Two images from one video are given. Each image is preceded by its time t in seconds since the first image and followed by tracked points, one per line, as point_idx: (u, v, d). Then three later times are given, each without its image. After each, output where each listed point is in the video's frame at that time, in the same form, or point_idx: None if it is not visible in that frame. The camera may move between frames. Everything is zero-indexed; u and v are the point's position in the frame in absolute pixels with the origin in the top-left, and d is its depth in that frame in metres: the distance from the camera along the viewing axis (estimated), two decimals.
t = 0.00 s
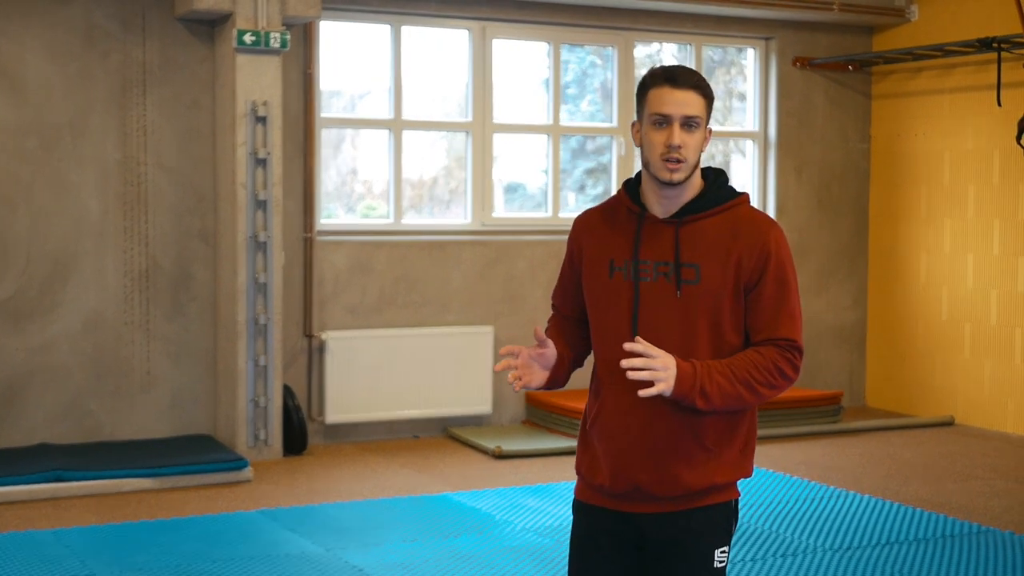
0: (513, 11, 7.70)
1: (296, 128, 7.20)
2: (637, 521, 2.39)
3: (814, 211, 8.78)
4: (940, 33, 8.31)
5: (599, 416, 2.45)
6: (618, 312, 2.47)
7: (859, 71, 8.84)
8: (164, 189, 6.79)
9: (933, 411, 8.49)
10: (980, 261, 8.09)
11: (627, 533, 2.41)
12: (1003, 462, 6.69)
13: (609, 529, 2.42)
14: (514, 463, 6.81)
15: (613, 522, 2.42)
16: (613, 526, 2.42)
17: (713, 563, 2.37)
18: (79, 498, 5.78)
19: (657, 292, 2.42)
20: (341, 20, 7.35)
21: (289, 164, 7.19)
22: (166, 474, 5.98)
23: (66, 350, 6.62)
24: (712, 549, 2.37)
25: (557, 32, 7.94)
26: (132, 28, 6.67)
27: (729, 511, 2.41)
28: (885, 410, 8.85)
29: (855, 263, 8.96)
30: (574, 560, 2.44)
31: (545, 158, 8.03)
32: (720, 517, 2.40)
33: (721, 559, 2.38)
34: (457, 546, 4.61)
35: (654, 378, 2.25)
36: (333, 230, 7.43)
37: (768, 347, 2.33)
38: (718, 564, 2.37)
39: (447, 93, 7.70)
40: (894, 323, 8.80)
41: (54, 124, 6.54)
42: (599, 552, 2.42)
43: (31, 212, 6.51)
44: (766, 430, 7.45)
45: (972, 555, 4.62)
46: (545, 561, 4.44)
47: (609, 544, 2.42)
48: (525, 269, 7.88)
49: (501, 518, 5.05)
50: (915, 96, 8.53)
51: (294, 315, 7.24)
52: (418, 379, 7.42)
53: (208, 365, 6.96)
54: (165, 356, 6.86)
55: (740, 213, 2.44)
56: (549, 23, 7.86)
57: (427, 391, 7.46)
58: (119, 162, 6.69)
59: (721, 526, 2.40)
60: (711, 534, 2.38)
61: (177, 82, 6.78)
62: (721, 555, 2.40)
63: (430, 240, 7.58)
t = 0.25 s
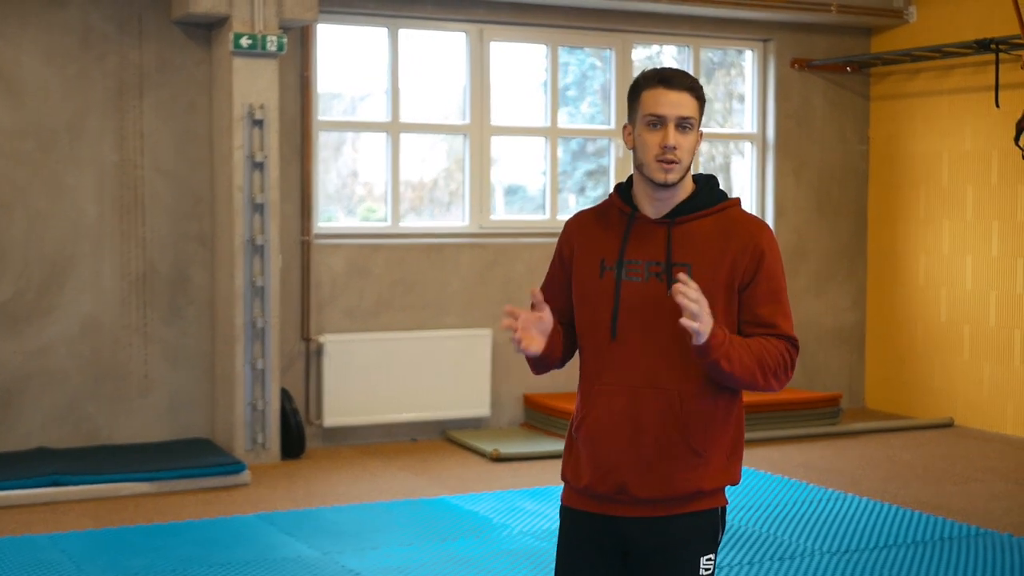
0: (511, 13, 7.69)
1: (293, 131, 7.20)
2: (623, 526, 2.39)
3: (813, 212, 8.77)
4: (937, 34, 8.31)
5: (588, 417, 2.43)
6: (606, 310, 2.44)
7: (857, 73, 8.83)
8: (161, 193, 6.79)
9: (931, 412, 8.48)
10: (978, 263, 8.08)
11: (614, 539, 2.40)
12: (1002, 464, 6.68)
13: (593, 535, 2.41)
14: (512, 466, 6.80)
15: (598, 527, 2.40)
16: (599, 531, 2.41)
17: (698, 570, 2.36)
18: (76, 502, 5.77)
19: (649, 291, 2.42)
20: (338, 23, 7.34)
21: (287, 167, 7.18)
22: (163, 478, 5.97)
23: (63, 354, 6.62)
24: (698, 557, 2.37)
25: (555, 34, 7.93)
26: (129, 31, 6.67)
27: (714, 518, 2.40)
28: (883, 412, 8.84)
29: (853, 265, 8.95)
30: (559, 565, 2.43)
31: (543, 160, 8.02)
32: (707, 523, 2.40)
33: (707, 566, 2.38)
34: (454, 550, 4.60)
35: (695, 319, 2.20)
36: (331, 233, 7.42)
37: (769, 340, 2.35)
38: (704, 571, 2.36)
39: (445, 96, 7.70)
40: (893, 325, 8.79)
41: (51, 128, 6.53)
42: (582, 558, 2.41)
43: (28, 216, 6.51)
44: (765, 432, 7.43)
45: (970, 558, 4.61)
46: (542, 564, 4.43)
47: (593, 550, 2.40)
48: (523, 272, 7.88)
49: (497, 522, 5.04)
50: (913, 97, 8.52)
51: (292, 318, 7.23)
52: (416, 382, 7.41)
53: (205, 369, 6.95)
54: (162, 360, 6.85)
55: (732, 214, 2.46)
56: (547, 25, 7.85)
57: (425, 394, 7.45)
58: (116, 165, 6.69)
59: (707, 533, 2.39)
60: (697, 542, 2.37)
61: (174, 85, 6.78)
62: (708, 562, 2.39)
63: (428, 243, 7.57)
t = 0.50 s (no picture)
0: (511, 13, 7.68)
1: (292, 130, 7.19)
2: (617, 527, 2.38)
3: (813, 213, 8.76)
4: (938, 34, 8.29)
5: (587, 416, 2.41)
6: (609, 310, 2.42)
7: (858, 73, 8.82)
8: (160, 192, 6.78)
9: (932, 413, 8.46)
10: (979, 263, 8.07)
11: (608, 539, 2.39)
12: (1002, 466, 6.66)
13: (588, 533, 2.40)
14: (511, 466, 6.79)
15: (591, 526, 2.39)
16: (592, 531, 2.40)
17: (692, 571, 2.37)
18: (73, 501, 5.76)
19: (654, 293, 2.41)
20: (338, 22, 7.33)
21: (286, 167, 7.17)
22: (161, 478, 5.96)
23: (61, 353, 6.61)
24: (691, 557, 2.38)
25: (555, 34, 7.92)
26: (129, 30, 6.66)
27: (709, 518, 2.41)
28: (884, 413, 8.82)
29: (854, 265, 8.93)
30: (550, 562, 2.42)
31: (543, 160, 8.01)
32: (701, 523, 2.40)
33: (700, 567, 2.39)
34: (451, 551, 4.58)
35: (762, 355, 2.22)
36: (331, 233, 7.41)
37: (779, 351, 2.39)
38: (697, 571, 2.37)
39: (445, 95, 7.69)
40: (893, 326, 8.78)
41: (49, 127, 6.52)
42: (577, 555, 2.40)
43: (26, 215, 6.50)
44: (765, 433, 7.42)
45: (968, 559, 4.60)
46: (539, 565, 4.42)
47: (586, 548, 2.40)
48: (523, 273, 7.87)
49: (495, 522, 5.03)
50: (914, 98, 8.50)
51: (291, 318, 7.22)
52: (416, 382, 7.40)
53: (204, 368, 6.94)
54: (161, 360, 6.84)
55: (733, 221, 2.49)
56: (547, 25, 7.84)
57: (424, 395, 7.44)
58: (115, 164, 6.68)
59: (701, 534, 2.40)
60: (692, 543, 2.38)
61: (173, 85, 6.77)
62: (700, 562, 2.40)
63: (427, 243, 7.56)
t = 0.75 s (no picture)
0: (512, 12, 7.66)
1: (293, 130, 7.16)
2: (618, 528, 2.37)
3: (816, 213, 8.73)
4: (942, 34, 8.26)
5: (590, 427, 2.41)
6: (615, 324, 2.41)
7: (861, 73, 8.79)
8: (160, 192, 6.77)
9: (935, 414, 8.43)
10: (982, 264, 8.04)
11: (607, 539, 2.38)
12: (1005, 467, 6.62)
13: (587, 533, 2.39)
14: (511, 467, 6.76)
15: (593, 525, 2.38)
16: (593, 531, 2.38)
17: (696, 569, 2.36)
18: (73, 502, 5.75)
19: (660, 309, 2.40)
20: (339, 21, 7.31)
21: (286, 167, 7.14)
22: (161, 479, 5.95)
23: (61, 354, 6.59)
24: (695, 556, 2.37)
25: (557, 33, 7.89)
26: (128, 30, 6.64)
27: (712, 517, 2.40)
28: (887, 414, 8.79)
29: (857, 266, 8.90)
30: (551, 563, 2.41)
31: (544, 160, 7.99)
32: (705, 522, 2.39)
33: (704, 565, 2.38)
34: (450, 552, 4.56)
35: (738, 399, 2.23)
36: (332, 233, 7.39)
37: (773, 371, 2.39)
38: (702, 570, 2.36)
39: (446, 95, 7.67)
40: (897, 326, 8.75)
41: (49, 127, 6.51)
42: (577, 556, 2.39)
43: (26, 216, 6.48)
44: (767, 434, 7.39)
45: (970, 561, 4.57)
46: (538, 567, 4.39)
47: (588, 548, 2.39)
48: (524, 273, 7.84)
49: (495, 524, 5.01)
50: (917, 97, 8.47)
51: (291, 319, 7.20)
52: (417, 383, 7.38)
53: (204, 369, 6.93)
54: (162, 360, 6.83)
55: (743, 234, 2.46)
56: (549, 25, 7.81)
57: (426, 395, 7.41)
58: (115, 164, 6.66)
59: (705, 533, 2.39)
60: (696, 542, 2.37)
61: (174, 85, 6.75)
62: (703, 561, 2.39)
63: (428, 243, 7.53)
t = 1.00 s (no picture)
0: (516, 10, 7.64)
1: (296, 128, 7.15)
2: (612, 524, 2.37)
3: (821, 211, 8.70)
4: (947, 31, 8.23)
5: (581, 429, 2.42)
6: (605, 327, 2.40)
7: (866, 71, 8.76)
8: (163, 190, 6.76)
9: (940, 413, 8.39)
10: (987, 262, 8.01)
11: (604, 536, 2.38)
12: (1010, 466, 6.60)
13: (583, 528, 2.40)
14: (514, 465, 6.75)
15: (586, 520, 2.39)
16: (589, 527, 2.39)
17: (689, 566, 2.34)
18: (74, 500, 5.74)
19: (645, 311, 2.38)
20: (342, 20, 7.30)
21: (289, 165, 7.14)
22: (163, 477, 5.94)
23: (64, 352, 6.59)
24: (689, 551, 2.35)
25: (560, 31, 7.88)
26: (131, 28, 6.64)
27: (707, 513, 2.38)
28: (892, 412, 8.76)
29: (862, 264, 8.87)
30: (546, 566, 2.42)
31: (548, 158, 7.98)
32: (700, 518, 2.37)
33: (699, 561, 2.36)
34: (451, 552, 4.55)
35: (681, 394, 2.21)
36: (335, 231, 7.39)
37: (759, 372, 2.33)
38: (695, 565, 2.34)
39: (449, 94, 7.65)
40: (902, 325, 8.72)
41: (52, 125, 6.51)
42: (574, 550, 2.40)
43: (28, 214, 6.48)
44: (771, 433, 7.37)
45: (973, 561, 4.55)
46: (538, 566, 4.38)
47: (584, 543, 2.40)
48: (527, 272, 7.81)
49: (496, 523, 4.99)
50: (922, 95, 8.44)
51: (294, 317, 7.19)
52: (420, 381, 7.36)
53: (207, 367, 6.92)
54: (164, 359, 6.82)
55: (733, 234, 2.41)
56: (552, 23, 7.80)
57: (429, 394, 7.40)
58: (118, 162, 6.66)
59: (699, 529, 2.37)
60: (688, 538, 2.35)
61: (176, 83, 6.75)
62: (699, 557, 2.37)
63: (431, 241, 7.52)
